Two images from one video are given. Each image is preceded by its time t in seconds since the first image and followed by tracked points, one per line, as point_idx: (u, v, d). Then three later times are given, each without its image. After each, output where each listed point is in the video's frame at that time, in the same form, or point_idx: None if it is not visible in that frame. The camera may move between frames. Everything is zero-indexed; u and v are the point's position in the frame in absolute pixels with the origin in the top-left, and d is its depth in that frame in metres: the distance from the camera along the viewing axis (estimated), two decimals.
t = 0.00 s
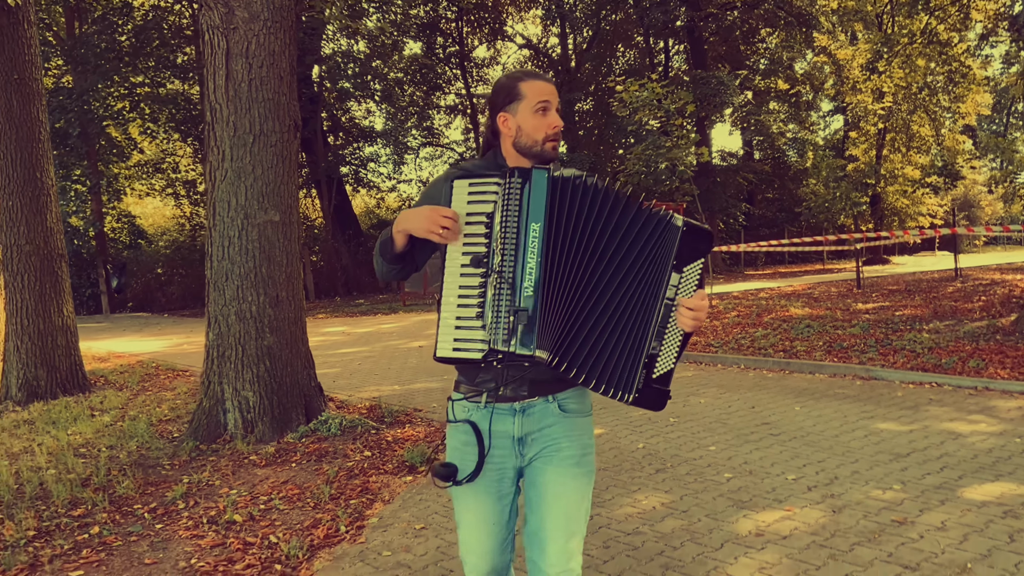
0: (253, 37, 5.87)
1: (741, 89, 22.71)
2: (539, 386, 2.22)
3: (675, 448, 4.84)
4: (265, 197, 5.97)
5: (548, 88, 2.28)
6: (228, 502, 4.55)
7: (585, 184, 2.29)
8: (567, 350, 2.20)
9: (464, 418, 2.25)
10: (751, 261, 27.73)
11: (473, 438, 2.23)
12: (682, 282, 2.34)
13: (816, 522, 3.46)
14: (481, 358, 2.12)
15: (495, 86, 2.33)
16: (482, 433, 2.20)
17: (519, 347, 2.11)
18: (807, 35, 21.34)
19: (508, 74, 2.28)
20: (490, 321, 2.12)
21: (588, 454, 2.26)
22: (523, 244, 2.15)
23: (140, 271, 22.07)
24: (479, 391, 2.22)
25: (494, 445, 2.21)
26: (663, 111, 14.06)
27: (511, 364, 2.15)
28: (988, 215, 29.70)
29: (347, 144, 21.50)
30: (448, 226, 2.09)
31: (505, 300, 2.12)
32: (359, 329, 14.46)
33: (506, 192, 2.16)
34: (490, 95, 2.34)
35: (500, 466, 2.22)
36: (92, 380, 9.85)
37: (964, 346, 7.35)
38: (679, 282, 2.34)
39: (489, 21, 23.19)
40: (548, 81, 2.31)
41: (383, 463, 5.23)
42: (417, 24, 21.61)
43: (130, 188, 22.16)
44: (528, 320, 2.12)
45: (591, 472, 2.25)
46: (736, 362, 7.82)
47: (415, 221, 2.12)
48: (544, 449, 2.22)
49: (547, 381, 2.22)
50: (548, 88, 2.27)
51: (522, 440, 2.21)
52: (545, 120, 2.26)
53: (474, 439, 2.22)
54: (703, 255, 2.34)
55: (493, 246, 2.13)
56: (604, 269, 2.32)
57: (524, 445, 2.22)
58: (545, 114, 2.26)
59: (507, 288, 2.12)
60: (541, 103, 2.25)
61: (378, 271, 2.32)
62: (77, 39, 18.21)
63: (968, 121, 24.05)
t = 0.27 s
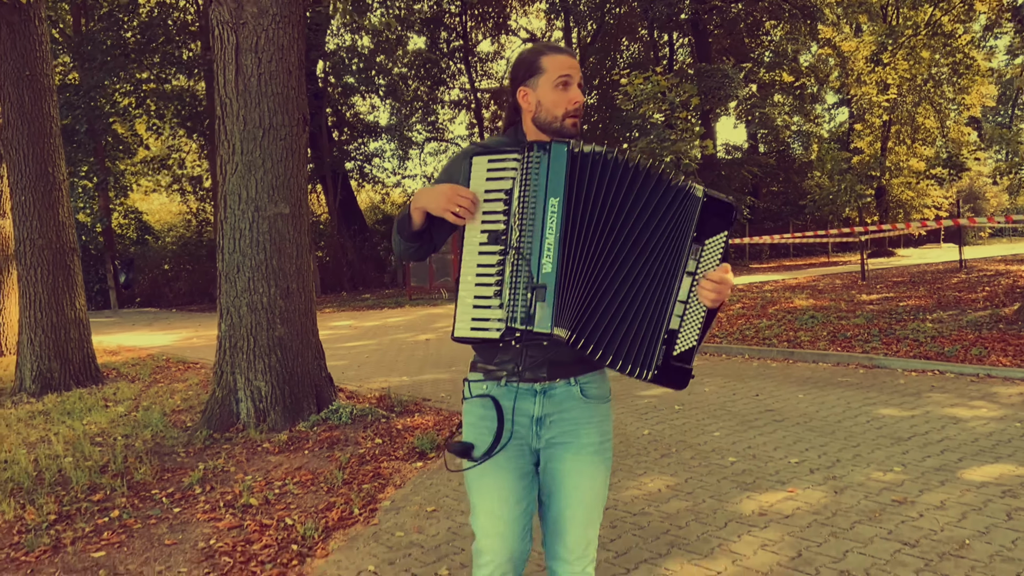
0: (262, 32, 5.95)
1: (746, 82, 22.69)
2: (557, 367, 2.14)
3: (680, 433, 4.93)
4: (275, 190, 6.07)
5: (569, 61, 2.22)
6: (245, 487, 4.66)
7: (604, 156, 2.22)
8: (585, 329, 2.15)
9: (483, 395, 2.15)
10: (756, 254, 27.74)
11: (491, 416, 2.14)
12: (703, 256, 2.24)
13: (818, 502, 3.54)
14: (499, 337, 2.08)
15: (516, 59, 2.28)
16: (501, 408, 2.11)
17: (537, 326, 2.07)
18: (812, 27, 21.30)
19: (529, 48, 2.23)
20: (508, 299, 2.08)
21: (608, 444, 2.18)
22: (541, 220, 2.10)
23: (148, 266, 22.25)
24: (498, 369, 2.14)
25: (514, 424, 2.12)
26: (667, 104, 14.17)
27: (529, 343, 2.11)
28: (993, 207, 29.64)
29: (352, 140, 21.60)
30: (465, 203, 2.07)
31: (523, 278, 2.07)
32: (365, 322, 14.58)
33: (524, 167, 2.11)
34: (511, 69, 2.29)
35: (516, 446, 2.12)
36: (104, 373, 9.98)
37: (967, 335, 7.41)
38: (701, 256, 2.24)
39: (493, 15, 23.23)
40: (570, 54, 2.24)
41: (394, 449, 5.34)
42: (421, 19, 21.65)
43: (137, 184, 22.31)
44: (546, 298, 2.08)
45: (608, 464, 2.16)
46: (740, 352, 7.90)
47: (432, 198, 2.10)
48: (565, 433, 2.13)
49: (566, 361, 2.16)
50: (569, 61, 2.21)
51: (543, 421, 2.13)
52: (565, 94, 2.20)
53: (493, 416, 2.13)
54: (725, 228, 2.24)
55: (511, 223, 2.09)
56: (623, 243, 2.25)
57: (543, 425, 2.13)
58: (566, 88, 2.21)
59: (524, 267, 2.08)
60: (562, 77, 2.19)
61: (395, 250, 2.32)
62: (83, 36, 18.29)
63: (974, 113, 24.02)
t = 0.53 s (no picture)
0: (268, 37, 6.04)
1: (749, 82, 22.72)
2: (568, 376, 2.09)
3: (680, 431, 5.01)
4: (282, 193, 6.16)
5: (576, 66, 2.12)
6: (253, 485, 4.76)
7: (612, 157, 2.18)
8: (604, 334, 2.12)
9: (491, 408, 2.08)
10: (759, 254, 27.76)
11: (502, 429, 2.07)
12: (717, 252, 2.30)
13: (815, 498, 3.61)
14: (512, 348, 1.98)
15: (518, 59, 2.16)
16: (513, 422, 2.04)
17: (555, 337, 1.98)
18: (815, 27, 21.32)
19: (535, 48, 2.11)
20: (523, 308, 1.99)
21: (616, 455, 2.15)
22: (554, 224, 2.03)
23: (153, 268, 22.41)
24: (506, 381, 2.07)
25: (525, 436, 2.05)
26: (669, 105, 14.36)
27: (544, 352, 2.03)
28: (997, 206, 29.62)
29: (356, 141, 21.68)
30: (468, 211, 1.94)
31: (539, 285, 1.99)
32: (370, 323, 14.68)
33: (531, 170, 2.02)
34: (513, 68, 2.17)
35: (527, 460, 2.06)
36: (112, 374, 10.10)
37: (967, 334, 7.46)
38: (713, 253, 2.29)
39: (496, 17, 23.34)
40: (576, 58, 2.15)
41: (399, 448, 5.43)
42: (424, 21, 21.76)
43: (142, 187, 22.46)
44: (566, 305, 2.00)
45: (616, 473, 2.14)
46: (741, 351, 7.97)
47: (434, 207, 1.96)
48: (576, 444, 2.08)
49: (579, 369, 2.11)
50: (577, 67, 2.11)
51: (554, 432, 2.07)
52: (571, 101, 2.11)
53: (503, 429, 2.06)
54: (734, 223, 2.30)
55: (521, 229, 1.99)
56: (636, 245, 2.24)
57: (554, 438, 2.07)
58: (571, 95, 2.12)
59: (538, 274, 2.00)
60: (570, 83, 2.10)
61: (389, 259, 2.23)
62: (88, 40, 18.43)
63: (977, 112, 24.00)
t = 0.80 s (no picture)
0: (274, 47, 6.15)
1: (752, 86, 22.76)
2: (571, 401, 2.03)
3: (679, 433, 5.09)
4: (288, 200, 6.27)
5: (553, 78, 2.07)
6: (260, 486, 4.86)
7: (609, 174, 2.16)
8: (622, 360, 2.13)
9: (485, 432, 1.98)
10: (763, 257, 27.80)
11: (498, 455, 1.98)
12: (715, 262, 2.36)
13: (809, 498, 3.69)
14: (521, 382, 1.89)
15: (493, 73, 2.12)
16: (511, 446, 1.96)
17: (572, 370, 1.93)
18: (818, 30, 21.41)
19: (508, 63, 2.06)
20: (530, 340, 1.89)
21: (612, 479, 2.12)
22: (561, 250, 1.98)
23: (161, 272, 22.59)
24: (504, 409, 1.97)
25: (522, 464, 1.98)
26: (671, 109, 14.45)
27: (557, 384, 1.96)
28: (1002, 209, 29.60)
29: (361, 146, 21.79)
30: (461, 240, 1.82)
31: (550, 315, 1.92)
32: (375, 327, 14.80)
33: (528, 194, 1.93)
34: (487, 84, 2.11)
35: (525, 486, 1.99)
36: (121, 377, 10.23)
37: (966, 337, 7.51)
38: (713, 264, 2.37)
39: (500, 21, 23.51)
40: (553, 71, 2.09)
41: (403, 449, 5.52)
42: (429, 26, 21.93)
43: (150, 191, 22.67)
44: (583, 334, 1.96)
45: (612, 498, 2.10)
46: (742, 353, 8.04)
47: (424, 238, 1.84)
48: (573, 470, 2.04)
49: (582, 394, 2.06)
50: (554, 78, 2.06)
51: (551, 458, 2.01)
52: (548, 115, 2.06)
53: (499, 455, 1.98)
54: (729, 230, 2.38)
55: (526, 255, 1.90)
56: (644, 264, 2.25)
57: (551, 463, 2.01)
58: (549, 109, 2.06)
59: (550, 300, 1.93)
60: (547, 95, 2.05)
61: (370, 293, 2.09)
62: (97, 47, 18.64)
63: (981, 114, 24.02)
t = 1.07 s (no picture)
0: (281, 58, 6.27)
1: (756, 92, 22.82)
2: (569, 416, 2.09)
3: (678, 438, 5.17)
4: (294, 207, 6.39)
5: (545, 94, 2.14)
6: (266, 489, 4.95)
7: (605, 190, 2.21)
8: (623, 376, 2.19)
9: (477, 455, 2.01)
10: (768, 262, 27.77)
11: (494, 477, 2.01)
12: (707, 276, 2.38)
13: (803, 502, 3.77)
14: (519, 402, 1.96)
15: (482, 87, 2.15)
16: (505, 467, 2.00)
17: (576, 393, 2.00)
18: (822, 37, 21.49)
19: (503, 78, 2.11)
20: (529, 359, 1.96)
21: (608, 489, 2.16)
22: (561, 268, 2.04)
23: (167, 277, 22.75)
24: (496, 428, 2.01)
25: (517, 485, 2.02)
26: (674, 116, 14.56)
27: (555, 404, 2.02)
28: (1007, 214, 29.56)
29: (367, 151, 21.93)
30: (456, 265, 1.88)
31: (551, 335, 1.98)
32: (380, 332, 14.90)
33: (523, 212, 1.99)
34: (478, 97, 2.15)
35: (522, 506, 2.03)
36: (129, 382, 10.36)
37: (966, 343, 7.56)
38: (705, 277, 2.38)
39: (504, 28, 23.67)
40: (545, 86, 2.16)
41: (406, 454, 5.62)
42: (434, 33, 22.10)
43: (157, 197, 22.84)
44: (588, 354, 2.01)
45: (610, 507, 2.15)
46: (742, 359, 8.10)
47: (419, 261, 1.88)
48: (570, 482, 2.08)
49: (580, 409, 2.13)
50: (547, 95, 2.13)
51: (547, 473, 2.06)
52: (542, 131, 2.12)
53: (493, 478, 2.01)
54: (718, 245, 2.41)
55: (526, 276, 1.97)
56: (639, 279, 2.29)
57: (547, 480, 2.06)
58: (542, 125, 2.13)
59: (549, 320, 1.99)
60: (541, 112, 2.11)
61: (354, 315, 2.09)
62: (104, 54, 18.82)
63: (986, 120, 24.00)
